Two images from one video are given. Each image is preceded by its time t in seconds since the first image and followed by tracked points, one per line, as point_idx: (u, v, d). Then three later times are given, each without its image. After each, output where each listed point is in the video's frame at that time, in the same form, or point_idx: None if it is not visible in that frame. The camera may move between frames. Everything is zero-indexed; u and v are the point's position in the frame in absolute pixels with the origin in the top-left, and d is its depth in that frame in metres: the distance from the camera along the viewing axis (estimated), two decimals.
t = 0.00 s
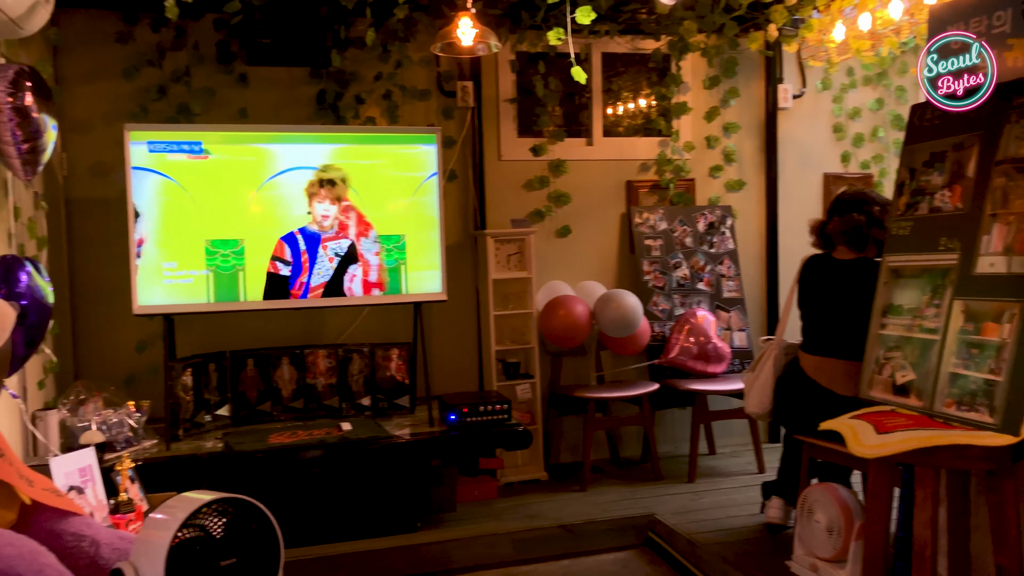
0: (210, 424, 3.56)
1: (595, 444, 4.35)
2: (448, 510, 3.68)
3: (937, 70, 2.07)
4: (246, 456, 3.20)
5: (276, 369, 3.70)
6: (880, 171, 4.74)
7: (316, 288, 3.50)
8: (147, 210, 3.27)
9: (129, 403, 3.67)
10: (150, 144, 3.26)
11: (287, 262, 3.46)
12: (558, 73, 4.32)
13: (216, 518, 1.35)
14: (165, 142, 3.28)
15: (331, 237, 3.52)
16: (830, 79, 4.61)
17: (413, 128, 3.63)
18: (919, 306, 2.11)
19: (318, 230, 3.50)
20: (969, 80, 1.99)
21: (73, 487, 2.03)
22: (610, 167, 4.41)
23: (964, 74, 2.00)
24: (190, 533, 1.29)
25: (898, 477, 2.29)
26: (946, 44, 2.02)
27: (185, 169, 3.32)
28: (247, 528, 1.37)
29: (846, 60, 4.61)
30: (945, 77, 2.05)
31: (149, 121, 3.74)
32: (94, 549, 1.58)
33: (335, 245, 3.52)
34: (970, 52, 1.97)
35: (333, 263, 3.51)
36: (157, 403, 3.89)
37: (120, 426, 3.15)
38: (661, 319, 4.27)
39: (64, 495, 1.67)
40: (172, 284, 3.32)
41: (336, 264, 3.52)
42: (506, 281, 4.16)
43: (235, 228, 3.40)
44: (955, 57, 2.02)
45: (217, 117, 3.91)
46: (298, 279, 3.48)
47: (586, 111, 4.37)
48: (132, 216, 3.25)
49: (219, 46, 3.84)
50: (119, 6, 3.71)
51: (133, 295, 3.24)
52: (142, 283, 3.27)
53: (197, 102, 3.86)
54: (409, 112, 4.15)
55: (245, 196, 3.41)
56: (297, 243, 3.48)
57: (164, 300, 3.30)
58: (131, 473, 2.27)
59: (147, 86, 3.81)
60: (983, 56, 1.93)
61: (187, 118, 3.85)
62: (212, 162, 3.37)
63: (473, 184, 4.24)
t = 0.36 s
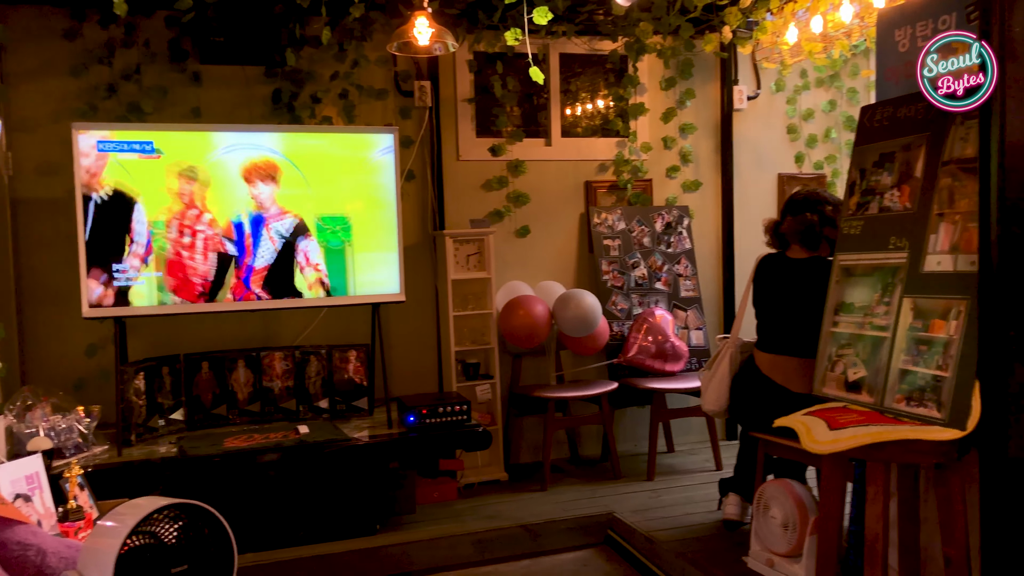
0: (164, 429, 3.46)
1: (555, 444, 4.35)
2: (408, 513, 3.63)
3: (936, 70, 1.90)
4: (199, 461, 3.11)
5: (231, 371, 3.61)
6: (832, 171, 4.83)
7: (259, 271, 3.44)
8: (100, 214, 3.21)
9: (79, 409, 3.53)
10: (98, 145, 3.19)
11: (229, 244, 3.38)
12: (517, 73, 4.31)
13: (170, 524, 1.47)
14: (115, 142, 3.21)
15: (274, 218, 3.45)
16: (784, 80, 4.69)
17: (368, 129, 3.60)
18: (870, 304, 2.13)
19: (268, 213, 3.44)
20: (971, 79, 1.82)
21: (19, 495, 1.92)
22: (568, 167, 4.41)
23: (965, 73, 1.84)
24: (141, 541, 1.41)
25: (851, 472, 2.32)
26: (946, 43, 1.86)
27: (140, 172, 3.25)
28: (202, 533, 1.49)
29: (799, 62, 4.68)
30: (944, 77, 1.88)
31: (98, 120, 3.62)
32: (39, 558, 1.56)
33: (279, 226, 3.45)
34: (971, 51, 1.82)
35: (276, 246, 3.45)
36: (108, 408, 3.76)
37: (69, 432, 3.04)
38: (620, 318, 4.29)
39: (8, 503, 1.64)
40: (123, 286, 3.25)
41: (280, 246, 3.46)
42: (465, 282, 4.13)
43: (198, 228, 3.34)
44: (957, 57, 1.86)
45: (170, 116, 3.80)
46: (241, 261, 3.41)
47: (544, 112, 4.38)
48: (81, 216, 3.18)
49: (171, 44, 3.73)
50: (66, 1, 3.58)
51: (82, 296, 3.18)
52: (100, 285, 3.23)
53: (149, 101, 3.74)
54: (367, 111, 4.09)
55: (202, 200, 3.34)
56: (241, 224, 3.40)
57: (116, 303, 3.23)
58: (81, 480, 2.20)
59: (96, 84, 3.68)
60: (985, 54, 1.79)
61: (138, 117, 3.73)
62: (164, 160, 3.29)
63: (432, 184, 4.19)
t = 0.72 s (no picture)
0: (123, 432, 3.36)
1: (521, 443, 4.34)
2: (373, 514, 3.59)
3: (936, 70, 1.83)
4: (158, 464, 3.02)
5: (193, 373, 3.54)
6: (793, 172, 4.91)
7: (214, 256, 3.38)
8: (59, 216, 3.10)
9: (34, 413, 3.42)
10: (55, 142, 3.09)
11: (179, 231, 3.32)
12: (481, 73, 4.30)
13: (127, 528, 1.55)
14: (71, 140, 3.11)
15: (222, 202, 3.38)
16: (746, 82, 4.74)
17: (331, 128, 3.56)
18: (830, 303, 2.15)
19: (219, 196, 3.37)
20: (972, 79, 1.76)
21: None
22: (533, 168, 4.41)
23: (965, 73, 1.77)
24: (97, 544, 1.47)
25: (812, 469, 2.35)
26: (947, 41, 1.79)
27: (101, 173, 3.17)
28: (159, 536, 1.57)
29: (760, 64, 4.74)
30: (945, 76, 1.80)
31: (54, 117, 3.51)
32: None
33: (227, 209, 3.38)
34: (971, 51, 1.76)
35: (226, 229, 3.38)
36: (65, 412, 3.64)
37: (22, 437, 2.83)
38: (586, 318, 4.30)
39: None
40: (80, 288, 3.15)
41: (230, 230, 3.39)
42: (431, 282, 4.09)
43: (161, 230, 3.29)
44: (957, 57, 1.80)
45: (129, 114, 3.70)
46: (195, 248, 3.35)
47: (509, 112, 4.37)
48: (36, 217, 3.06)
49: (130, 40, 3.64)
50: None
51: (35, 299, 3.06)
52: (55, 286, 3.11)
53: (107, 99, 3.63)
54: (331, 110, 4.04)
55: (163, 202, 3.29)
56: (189, 211, 3.33)
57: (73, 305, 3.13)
58: (37, 484, 2.14)
59: (52, 80, 3.57)
60: (985, 54, 1.74)
61: (96, 115, 3.62)
62: (122, 161, 3.21)
63: (397, 183, 4.15)
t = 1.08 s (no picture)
0: (71, 432, 3.24)
1: (479, 440, 4.32)
2: (329, 514, 3.53)
3: (937, 70, 1.85)
4: (108, 465, 2.92)
5: (144, 372, 3.43)
6: (748, 170, 4.98)
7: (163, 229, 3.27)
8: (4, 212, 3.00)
9: None
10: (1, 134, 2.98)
11: (128, 204, 3.20)
12: (440, 69, 4.25)
13: (75, 532, 1.63)
14: (15, 133, 2.99)
15: (172, 176, 3.27)
16: (702, 81, 4.80)
17: (287, 122, 3.47)
18: (783, 299, 2.17)
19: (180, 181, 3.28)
20: (974, 79, 1.84)
21: None
22: (492, 164, 4.38)
23: (965, 73, 1.85)
24: (41, 547, 1.54)
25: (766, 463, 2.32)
26: (947, 40, 1.84)
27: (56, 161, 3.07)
28: (107, 538, 1.68)
29: (716, 63, 4.80)
30: (947, 76, 1.84)
31: None
32: None
33: (178, 181, 3.27)
34: (970, 51, 1.85)
35: (178, 203, 3.28)
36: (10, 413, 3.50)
37: None
38: (545, 314, 4.30)
39: None
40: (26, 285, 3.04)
41: (181, 203, 3.28)
42: (388, 278, 4.03)
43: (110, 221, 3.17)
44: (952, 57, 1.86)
45: (76, 107, 3.59)
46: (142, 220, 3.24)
47: (468, 108, 4.33)
48: None
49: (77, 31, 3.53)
50: None
51: None
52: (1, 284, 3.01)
53: (54, 90, 3.53)
54: (286, 104, 3.94)
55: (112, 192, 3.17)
56: (140, 182, 3.22)
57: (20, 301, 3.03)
58: None
59: None
60: (984, 55, 1.85)
61: (42, 107, 3.52)
62: (68, 154, 3.09)
63: (354, 179, 4.09)
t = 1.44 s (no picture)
0: (15, 437, 3.12)
1: (437, 441, 4.28)
2: (284, 518, 3.45)
3: (936, 70, 1.85)
4: (52, 471, 2.81)
5: (93, 374, 3.31)
6: (704, 171, 5.05)
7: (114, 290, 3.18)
8: None
9: None
10: None
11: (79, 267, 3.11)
12: (397, 68, 4.19)
13: (15, 540, 1.60)
14: None
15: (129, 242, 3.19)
16: (658, 83, 4.84)
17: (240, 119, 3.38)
18: (737, 299, 2.19)
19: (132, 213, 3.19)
20: (972, 78, 1.80)
21: None
22: (450, 164, 4.35)
23: (965, 73, 1.82)
24: None
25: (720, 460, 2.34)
26: (946, 41, 1.83)
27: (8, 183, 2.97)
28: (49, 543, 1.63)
29: (673, 65, 4.85)
30: (945, 77, 1.84)
31: None
32: None
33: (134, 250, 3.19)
34: (971, 51, 1.80)
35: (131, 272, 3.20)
36: None
37: None
38: (503, 315, 4.28)
39: None
40: None
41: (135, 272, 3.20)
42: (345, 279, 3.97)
43: (59, 222, 3.07)
44: (956, 57, 1.84)
45: (21, 102, 3.45)
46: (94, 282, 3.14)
47: (426, 107, 4.29)
48: None
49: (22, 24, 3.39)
50: None
51: None
52: None
53: None
54: (240, 102, 3.87)
55: (62, 191, 3.07)
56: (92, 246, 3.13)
57: None
58: None
59: None
60: (986, 54, 1.78)
61: None
62: (15, 150, 2.98)
63: (310, 178, 4.03)
